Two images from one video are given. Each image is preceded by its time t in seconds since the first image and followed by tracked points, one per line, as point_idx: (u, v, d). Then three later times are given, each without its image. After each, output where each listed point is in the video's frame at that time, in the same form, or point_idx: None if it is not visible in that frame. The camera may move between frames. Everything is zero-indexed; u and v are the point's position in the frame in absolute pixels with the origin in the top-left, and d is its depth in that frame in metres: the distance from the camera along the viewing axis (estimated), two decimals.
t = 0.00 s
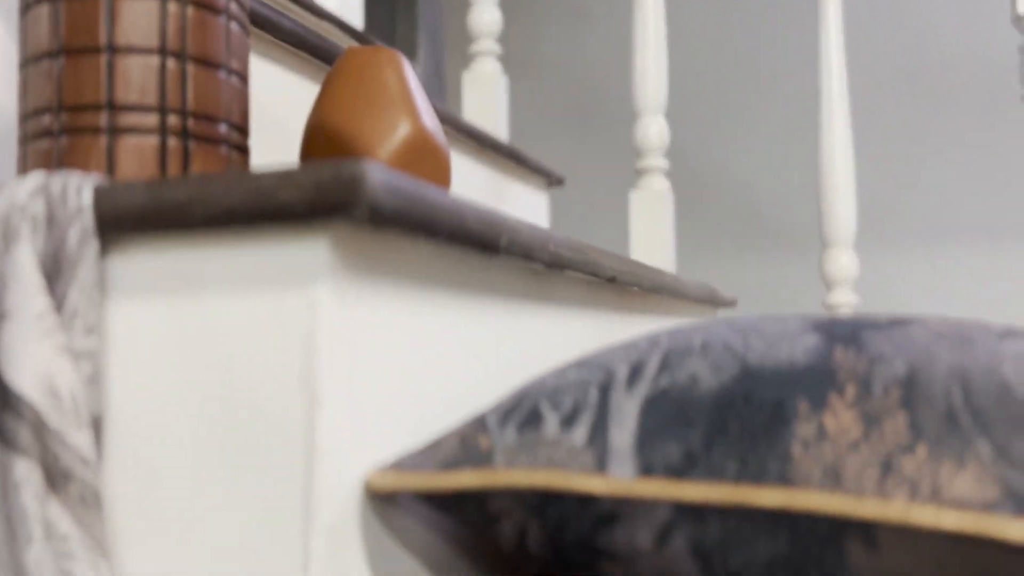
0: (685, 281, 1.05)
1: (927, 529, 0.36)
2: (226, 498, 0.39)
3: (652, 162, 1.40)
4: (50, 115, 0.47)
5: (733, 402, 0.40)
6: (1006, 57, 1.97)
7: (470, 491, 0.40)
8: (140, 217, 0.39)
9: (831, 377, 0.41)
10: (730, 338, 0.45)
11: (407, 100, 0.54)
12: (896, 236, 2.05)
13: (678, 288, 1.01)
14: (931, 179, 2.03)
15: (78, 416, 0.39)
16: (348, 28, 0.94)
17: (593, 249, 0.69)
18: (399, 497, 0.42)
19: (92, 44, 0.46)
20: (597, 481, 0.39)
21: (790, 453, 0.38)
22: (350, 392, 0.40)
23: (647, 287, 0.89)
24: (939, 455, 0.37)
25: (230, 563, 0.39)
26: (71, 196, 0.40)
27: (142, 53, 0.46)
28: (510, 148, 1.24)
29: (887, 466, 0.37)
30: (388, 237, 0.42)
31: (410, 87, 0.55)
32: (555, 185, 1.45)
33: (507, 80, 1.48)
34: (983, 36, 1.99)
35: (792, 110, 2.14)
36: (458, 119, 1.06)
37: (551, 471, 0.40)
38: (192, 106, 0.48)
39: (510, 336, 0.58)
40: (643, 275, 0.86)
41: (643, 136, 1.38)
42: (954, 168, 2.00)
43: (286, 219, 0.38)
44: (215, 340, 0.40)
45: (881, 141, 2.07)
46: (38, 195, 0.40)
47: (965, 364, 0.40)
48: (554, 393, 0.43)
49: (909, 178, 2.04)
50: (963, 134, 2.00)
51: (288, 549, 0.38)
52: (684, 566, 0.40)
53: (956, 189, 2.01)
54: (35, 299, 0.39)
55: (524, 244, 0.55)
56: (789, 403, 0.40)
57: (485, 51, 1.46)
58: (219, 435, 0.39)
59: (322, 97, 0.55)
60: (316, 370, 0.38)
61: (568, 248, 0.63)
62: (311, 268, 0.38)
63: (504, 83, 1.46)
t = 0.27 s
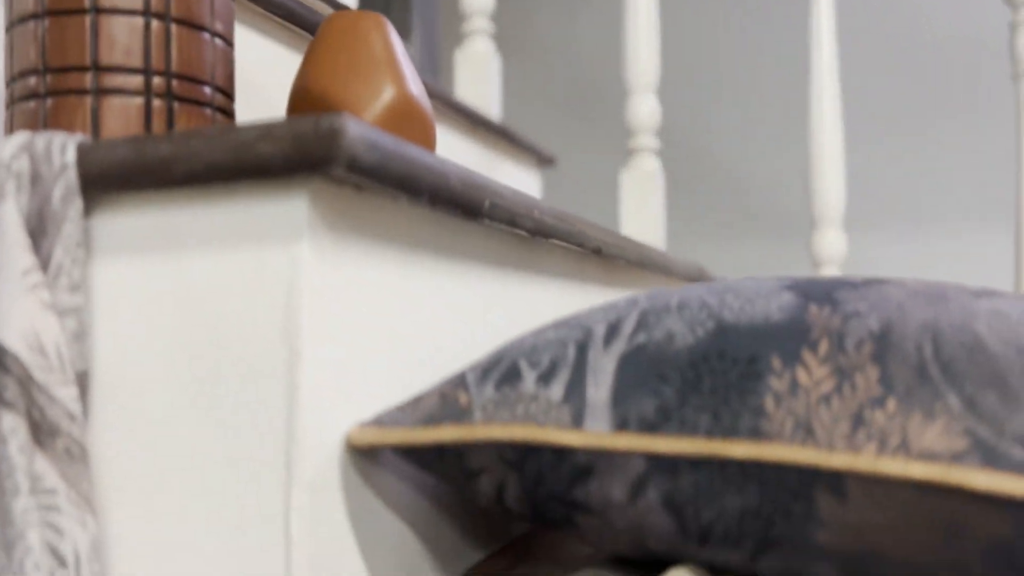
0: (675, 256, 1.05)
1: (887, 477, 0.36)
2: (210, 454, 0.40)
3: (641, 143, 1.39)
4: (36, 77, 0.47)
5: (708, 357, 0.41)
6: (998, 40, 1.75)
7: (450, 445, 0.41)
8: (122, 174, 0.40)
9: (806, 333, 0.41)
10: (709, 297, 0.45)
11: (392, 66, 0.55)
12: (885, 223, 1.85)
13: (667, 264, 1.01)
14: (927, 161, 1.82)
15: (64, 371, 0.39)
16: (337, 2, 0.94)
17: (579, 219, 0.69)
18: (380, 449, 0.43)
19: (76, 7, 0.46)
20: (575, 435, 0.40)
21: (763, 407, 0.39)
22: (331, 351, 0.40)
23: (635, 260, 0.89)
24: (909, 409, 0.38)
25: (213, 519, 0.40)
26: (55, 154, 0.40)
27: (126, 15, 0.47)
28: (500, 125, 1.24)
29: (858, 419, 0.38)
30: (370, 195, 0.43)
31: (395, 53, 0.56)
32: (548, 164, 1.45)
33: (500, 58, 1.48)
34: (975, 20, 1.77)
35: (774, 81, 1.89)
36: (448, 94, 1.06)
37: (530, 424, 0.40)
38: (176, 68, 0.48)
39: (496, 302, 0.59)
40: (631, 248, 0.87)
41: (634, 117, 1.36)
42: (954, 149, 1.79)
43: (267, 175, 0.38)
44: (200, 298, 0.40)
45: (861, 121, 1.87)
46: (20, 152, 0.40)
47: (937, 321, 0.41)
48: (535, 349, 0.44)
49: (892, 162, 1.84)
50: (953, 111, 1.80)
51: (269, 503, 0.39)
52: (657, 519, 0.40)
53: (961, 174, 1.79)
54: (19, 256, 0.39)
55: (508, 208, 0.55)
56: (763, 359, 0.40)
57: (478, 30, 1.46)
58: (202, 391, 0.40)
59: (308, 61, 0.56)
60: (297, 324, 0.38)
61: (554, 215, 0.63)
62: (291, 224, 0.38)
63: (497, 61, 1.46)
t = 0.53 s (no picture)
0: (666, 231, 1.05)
1: (854, 430, 0.37)
2: (190, 411, 0.41)
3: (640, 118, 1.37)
4: (23, 43, 0.48)
5: (682, 316, 0.42)
6: (994, 36, 1.53)
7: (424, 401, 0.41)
8: (102, 133, 0.40)
9: (777, 292, 0.42)
10: (686, 259, 0.46)
11: (375, 35, 0.55)
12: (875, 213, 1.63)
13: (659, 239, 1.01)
14: (924, 152, 1.60)
15: (46, 329, 0.40)
16: None
17: (568, 191, 0.70)
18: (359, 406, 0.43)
19: None
20: (548, 391, 0.41)
21: (734, 363, 0.40)
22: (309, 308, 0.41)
23: (624, 233, 0.90)
24: (875, 363, 0.38)
25: (193, 474, 0.41)
26: (35, 115, 0.41)
27: None
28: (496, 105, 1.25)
29: (825, 372, 0.38)
30: (348, 156, 0.43)
31: (379, 21, 0.56)
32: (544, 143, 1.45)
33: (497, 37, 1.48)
34: (971, 18, 1.55)
35: (782, 67, 1.71)
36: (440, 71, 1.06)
37: (505, 381, 0.41)
38: (160, 31, 0.49)
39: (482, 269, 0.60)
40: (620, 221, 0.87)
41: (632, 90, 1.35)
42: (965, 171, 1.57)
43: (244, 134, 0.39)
44: (179, 259, 0.41)
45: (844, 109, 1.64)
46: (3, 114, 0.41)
47: (905, 280, 0.41)
48: (512, 309, 0.44)
49: (878, 151, 1.62)
50: (945, 98, 1.58)
51: (247, 458, 0.40)
52: (629, 473, 0.41)
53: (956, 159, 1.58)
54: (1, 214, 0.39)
55: (492, 175, 0.55)
56: (735, 317, 0.41)
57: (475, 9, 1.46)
58: (182, 349, 0.41)
59: (293, 29, 0.56)
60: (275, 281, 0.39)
61: (541, 186, 0.64)
62: (268, 181, 0.39)
63: (494, 41, 1.46)
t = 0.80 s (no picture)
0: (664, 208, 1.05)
1: (819, 387, 0.37)
2: (169, 369, 0.41)
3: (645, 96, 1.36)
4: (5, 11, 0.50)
5: (653, 278, 0.42)
6: (995, 29, 1.51)
7: (397, 361, 0.42)
8: (82, 96, 0.41)
9: (748, 254, 0.42)
10: (661, 224, 0.46)
11: (361, 5, 0.56)
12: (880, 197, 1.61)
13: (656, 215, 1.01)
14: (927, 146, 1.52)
15: (27, 289, 0.41)
16: None
17: (557, 163, 0.70)
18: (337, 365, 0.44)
19: None
20: (520, 350, 0.41)
21: (702, 322, 0.40)
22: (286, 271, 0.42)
23: (619, 209, 0.90)
24: (840, 322, 0.39)
25: (172, 432, 0.41)
26: (16, 79, 0.42)
27: None
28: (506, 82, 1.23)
29: (791, 331, 0.39)
30: (325, 123, 0.44)
31: None
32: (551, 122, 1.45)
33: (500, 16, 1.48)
34: (972, 14, 1.52)
35: (779, 54, 1.67)
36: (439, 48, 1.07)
37: (477, 340, 0.42)
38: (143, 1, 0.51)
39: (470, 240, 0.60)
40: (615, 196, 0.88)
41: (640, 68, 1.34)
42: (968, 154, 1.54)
43: (218, 98, 0.39)
44: (159, 220, 0.42)
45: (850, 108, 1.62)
46: None
47: (876, 243, 0.42)
48: (487, 271, 0.45)
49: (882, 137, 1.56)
50: (949, 94, 1.55)
51: (224, 414, 0.41)
52: (600, 432, 0.42)
53: (956, 147, 1.55)
54: None
55: (478, 145, 0.56)
56: (705, 278, 0.42)
57: None
58: (161, 309, 0.42)
59: None
60: (250, 241, 0.40)
61: (529, 157, 0.64)
62: (241, 143, 0.40)
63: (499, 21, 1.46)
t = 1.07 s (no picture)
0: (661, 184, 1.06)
1: (785, 347, 0.38)
2: (152, 333, 0.43)
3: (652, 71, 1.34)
4: None
5: (626, 243, 0.43)
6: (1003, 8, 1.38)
7: (374, 323, 0.43)
8: (65, 65, 0.42)
9: (720, 219, 0.43)
10: (638, 192, 0.47)
11: None
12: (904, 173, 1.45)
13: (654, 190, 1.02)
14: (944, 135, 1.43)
15: (13, 253, 0.42)
16: None
17: (547, 137, 0.71)
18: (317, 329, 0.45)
19: None
20: (495, 312, 0.42)
21: (672, 286, 0.41)
22: (264, 237, 0.43)
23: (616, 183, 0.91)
24: (807, 285, 0.39)
25: (156, 393, 0.43)
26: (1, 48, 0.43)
27: None
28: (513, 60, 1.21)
29: (759, 294, 0.40)
30: (305, 93, 0.45)
31: None
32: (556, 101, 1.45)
33: None
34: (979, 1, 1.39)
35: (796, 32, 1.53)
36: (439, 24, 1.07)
37: (452, 304, 0.42)
38: None
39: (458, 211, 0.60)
40: (611, 169, 0.88)
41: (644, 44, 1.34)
42: (1006, 132, 1.38)
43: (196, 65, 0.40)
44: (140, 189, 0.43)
45: (870, 92, 1.47)
46: None
47: (846, 209, 0.42)
48: (464, 236, 0.46)
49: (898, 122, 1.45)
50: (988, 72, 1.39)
51: (205, 374, 0.42)
52: (574, 394, 0.43)
53: (960, 134, 1.41)
54: None
55: (465, 116, 0.57)
56: (677, 243, 0.42)
57: None
58: (144, 275, 0.43)
59: None
60: (228, 205, 0.41)
61: (519, 129, 0.65)
62: (221, 110, 0.41)
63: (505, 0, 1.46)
